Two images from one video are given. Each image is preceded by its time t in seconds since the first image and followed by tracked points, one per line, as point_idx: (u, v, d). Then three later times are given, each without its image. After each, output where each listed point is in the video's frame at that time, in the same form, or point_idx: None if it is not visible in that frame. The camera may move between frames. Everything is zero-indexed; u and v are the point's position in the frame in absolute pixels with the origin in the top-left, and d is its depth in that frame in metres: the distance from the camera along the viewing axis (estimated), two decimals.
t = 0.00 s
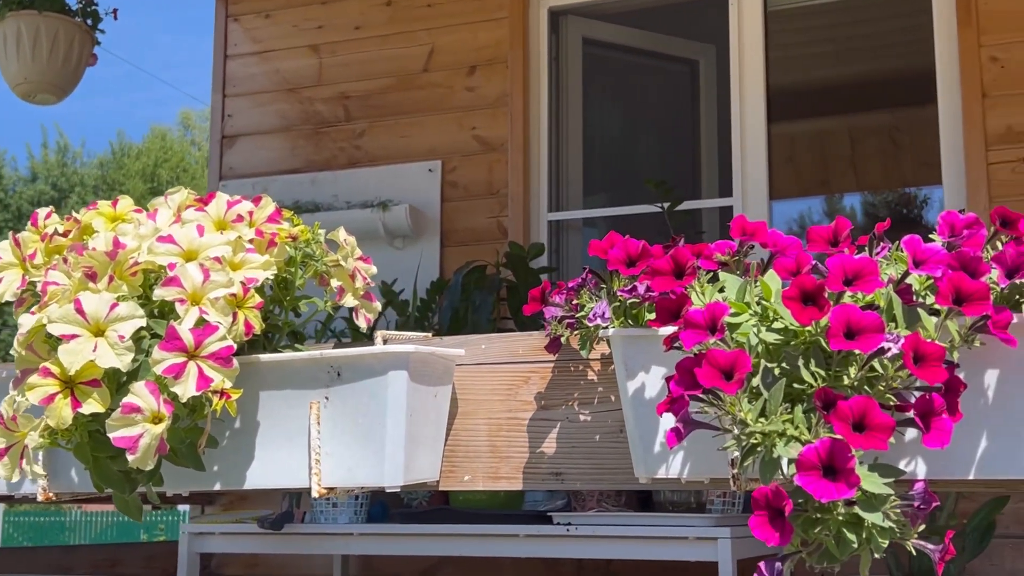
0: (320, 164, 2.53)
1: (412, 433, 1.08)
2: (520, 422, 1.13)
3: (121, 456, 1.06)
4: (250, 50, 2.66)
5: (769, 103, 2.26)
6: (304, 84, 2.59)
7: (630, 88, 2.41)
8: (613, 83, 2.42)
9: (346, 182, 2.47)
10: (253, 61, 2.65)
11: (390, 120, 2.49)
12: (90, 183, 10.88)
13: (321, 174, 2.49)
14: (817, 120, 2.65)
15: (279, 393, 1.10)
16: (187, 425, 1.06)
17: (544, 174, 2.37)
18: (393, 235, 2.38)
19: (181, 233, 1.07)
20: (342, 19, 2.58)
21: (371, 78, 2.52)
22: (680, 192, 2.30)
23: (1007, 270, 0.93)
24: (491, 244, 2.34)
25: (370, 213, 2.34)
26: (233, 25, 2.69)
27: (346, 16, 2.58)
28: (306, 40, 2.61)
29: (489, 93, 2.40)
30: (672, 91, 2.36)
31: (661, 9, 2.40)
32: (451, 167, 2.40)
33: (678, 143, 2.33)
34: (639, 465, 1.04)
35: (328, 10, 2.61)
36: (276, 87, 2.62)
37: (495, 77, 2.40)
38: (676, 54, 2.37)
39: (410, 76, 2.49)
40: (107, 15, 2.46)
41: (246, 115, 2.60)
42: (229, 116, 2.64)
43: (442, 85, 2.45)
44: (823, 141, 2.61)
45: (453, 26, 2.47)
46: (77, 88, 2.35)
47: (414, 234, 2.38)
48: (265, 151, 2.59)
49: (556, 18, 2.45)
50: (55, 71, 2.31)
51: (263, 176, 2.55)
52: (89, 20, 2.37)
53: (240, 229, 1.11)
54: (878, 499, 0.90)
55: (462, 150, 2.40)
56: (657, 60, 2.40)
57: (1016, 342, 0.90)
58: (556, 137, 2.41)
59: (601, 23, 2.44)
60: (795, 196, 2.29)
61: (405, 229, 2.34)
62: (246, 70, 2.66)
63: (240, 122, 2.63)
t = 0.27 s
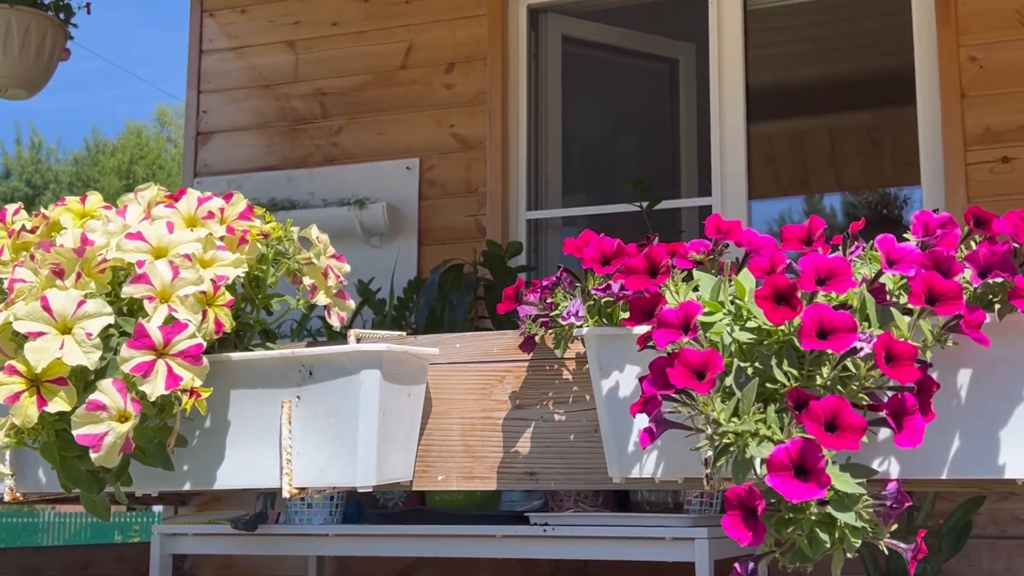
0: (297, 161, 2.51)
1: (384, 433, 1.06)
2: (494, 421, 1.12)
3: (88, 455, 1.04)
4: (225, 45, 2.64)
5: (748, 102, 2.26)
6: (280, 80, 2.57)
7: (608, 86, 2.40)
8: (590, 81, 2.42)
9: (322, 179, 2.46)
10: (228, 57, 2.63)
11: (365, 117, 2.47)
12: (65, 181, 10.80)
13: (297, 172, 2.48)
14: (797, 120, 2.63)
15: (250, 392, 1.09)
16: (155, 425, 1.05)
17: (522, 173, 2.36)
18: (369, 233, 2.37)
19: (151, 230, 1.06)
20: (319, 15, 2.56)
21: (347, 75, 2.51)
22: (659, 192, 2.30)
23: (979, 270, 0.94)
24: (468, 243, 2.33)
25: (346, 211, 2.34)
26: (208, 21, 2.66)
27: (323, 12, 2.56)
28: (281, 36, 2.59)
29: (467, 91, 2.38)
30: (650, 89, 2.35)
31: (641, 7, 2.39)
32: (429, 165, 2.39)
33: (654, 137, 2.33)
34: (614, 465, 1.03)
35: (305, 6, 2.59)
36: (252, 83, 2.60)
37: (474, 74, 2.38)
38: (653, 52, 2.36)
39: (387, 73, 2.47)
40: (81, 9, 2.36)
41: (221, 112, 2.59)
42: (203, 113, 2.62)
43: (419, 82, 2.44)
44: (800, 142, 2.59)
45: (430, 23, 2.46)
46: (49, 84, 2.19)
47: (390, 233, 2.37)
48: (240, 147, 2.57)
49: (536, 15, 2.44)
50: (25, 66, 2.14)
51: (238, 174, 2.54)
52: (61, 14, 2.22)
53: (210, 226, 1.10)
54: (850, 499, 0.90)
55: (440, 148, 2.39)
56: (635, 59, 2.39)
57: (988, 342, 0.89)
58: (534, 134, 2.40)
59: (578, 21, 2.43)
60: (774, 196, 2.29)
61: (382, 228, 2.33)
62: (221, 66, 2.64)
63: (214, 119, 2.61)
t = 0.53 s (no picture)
0: (272, 158, 2.49)
1: (355, 434, 1.05)
2: (467, 422, 1.11)
3: (54, 456, 1.02)
4: (201, 41, 2.61)
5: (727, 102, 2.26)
6: (257, 77, 2.55)
7: (585, 86, 2.40)
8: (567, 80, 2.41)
9: (298, 176, 2.44)
10: (204, 53, 2.60)
11: (341, 113, 2.46)
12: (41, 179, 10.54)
13: (273, 169, 2.47)
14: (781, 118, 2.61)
15: (218, 391, 1.08)
16: (123, 425, 1.04)
17: (501, 172, 2.35)
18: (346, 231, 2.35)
19: (118, 228, 1.05)
20: (295, 10, 2.54)
21: (322, 72, 2.49)
22: (636, 190, 2.29)
23: (951, 270, 0.93)
24: (445, 242, 2.31)
25: (322, 209, 2.32)
26: (183, 16, 2.63)
27: (300, 8, 2.54)
28: (258, 32, 2.57)
29: (447, 88, 2.36)
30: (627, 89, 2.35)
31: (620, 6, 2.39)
32: (406, 163, 2.37)
33: (633, 133, 2.32)
34: (586, 465, 1.02)
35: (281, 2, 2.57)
36: (227, 79, 2.58)
37: (452, 72, 2.36)
38: (632, 51, 2.36)
39: (365, 69, 2.45)
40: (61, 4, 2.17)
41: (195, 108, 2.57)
42: (178, 109, 2.60)
43: (398, 79, 2.42)
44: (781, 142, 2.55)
45: (408, 19, 2.43)
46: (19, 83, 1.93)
47: (368, 231, 2.35)
48: (215, 145, 2.55)
49: (515, 12, 2.43)
50: None
51: (213, 171, 2.53)
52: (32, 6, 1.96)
53: (179, 223, 1.09)
54: (821, 500, 0.89)
55: (418, 146, 2.37)
56: (613, 57, 2.39)
57: (959, 342, 0.89)
58: (512, 130, 2.39)
59: (557, 18, 2.43)
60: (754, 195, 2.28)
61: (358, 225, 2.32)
62: (196, 62, 2.61)
63: (189, 116, 2.59)
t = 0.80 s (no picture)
0: (248, 155, 2.47)
1: (327, 435, 1.04)
2: (441, 422, 1.10)
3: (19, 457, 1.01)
4: (176, 37, 2.59)
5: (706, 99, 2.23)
6: (233, 73, 2.53)
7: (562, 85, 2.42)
8: (545, 76, 2.43)
9: (274, 174, 2.42)
10: (179, 49, 2.58)
11: (318, 110, 2.44)
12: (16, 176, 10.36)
13: (248, 166, 2.44)
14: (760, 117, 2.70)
15: (189, 391, 1.07)
16: (91, 425, 1.03)
17: (479, 174, 2.32)
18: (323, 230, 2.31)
19: (87, 225, 1.03)
20: (272, 6, 2.52)
21: (299, 69, 2.47)
22: (617, 189, 2.30)
23: (922, 272, 0.93)
24: (422, 240, 2.29)
25: (299, 208, 2.28)
26: (158, 12, 2.60)
27: (277, 4, 2.52)
28: (234, 28, 2.55)
29: (426, 86, 2.34)
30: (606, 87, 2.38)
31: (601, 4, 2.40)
32: (384, 161, 2.35)
33: (615, 133, 2.34)
34: (560, 466, 1.01)
35: None
36: (203, 76, 2.55)
37: (430, 69, 2.34)
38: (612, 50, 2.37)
39: (342, 66, 2.43)
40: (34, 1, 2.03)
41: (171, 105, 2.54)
42: (153, 106, 2.57)
43: (375, 76, 2.40)
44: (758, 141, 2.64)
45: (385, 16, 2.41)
46: None
47: (344, 230, 2.32)
48: (190, 141, 2.52)
49: (493, 10, 2.42)
50: None
51: (188, 168, 2.49)
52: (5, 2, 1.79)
53: (149, 221, 1.07)
54: (792, 500, 0.90)
55: (396, 144, 2.35)
56: (594, 56, 2.41)
57: (930, 343, 0.90)
58: (491, 130, 2.38)
59: (537, 16, 2.43)
60: (734, 195, 2.29)
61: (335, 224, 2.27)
62: (172, 58, 2.58)
63: (164, 112, 2.56)
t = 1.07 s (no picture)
0: (224, 152, 2.45)
1: (298, 435, 1.03)
2: (415, 422, 1.09)
3: None
4: (152, 32, 2.57)
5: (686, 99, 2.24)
6: (209, 70, 2.51)
7: (543, 82, 2.43)
8: (526, 72, 2.44)
9: (250, 171, 2.40)
10: (155, 45, 2.56)
11: (295, 107, 2.42)
12: None
13: (224, 164, 2.42)
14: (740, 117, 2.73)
15: (158, 391, 1.06)
16: (58, 426, 1.02)
17: (458, 172, 2.32)
18: (300, 228, 2.30)
19: (56, 223, 1.02)
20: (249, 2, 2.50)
21: (276, 65, 2.46)
22: (596, 188, 2.32)
23: (895, 272, 0.94)
24: (400, 239, 2.28)
25: (276, 205, 2.27)
26: (133, 8, 2.58)
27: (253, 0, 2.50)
28: (211, 23, 2.53)
29: (404, 83, 2.33)
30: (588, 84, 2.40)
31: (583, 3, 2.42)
32: (362, 159, 2.34)
33: (597, 133, 2.36)
34: (533, 467, 1.01)
35: None
36: (179, 72, 2.53)
37: (409, 66, 2.33)
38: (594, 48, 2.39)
39: (320, 62, 2.42)
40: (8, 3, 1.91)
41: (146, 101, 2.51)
42: (128, 102, 2.55)
43: (353, 73, 2.38)
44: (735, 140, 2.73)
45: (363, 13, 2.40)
46: None
47: (321, 228, 2.31)
48: (165, 138, 2.50)
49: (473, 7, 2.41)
50: None
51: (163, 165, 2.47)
52: None
53: (119, 219, 1.06)
54: (763, 501, 0.90)
55: (374, 142, 2.33)
56: (576, 54, 2.43)
57: (902, 344, 0.89)
58: (471, 130, 2.37)
59: (517, 14, 2.44)
60: (714, 196, 2.29)
61: (312, 222, 2.27)
62: (148, 54, 2.56)
63: (139, 109, 2.54)
